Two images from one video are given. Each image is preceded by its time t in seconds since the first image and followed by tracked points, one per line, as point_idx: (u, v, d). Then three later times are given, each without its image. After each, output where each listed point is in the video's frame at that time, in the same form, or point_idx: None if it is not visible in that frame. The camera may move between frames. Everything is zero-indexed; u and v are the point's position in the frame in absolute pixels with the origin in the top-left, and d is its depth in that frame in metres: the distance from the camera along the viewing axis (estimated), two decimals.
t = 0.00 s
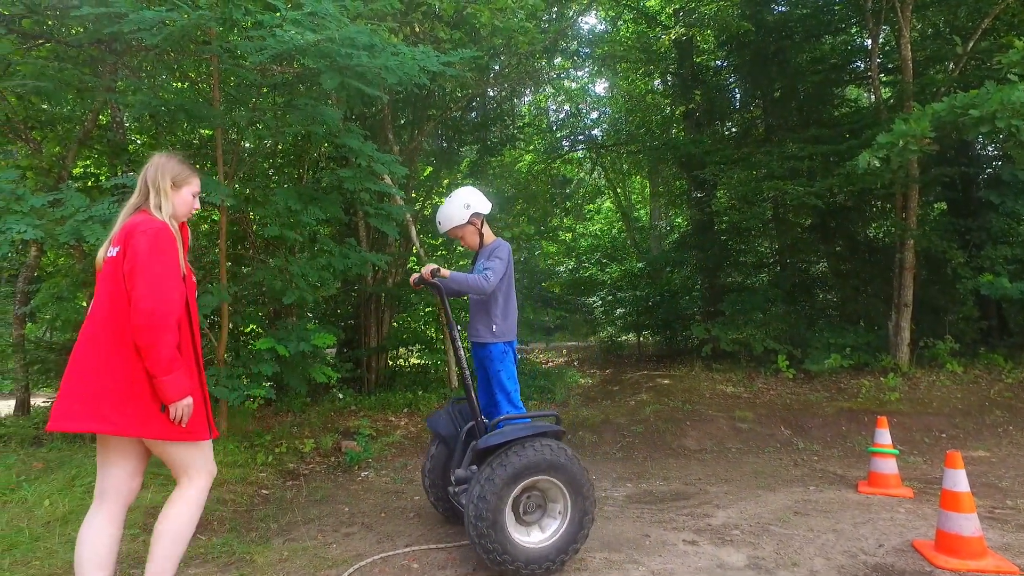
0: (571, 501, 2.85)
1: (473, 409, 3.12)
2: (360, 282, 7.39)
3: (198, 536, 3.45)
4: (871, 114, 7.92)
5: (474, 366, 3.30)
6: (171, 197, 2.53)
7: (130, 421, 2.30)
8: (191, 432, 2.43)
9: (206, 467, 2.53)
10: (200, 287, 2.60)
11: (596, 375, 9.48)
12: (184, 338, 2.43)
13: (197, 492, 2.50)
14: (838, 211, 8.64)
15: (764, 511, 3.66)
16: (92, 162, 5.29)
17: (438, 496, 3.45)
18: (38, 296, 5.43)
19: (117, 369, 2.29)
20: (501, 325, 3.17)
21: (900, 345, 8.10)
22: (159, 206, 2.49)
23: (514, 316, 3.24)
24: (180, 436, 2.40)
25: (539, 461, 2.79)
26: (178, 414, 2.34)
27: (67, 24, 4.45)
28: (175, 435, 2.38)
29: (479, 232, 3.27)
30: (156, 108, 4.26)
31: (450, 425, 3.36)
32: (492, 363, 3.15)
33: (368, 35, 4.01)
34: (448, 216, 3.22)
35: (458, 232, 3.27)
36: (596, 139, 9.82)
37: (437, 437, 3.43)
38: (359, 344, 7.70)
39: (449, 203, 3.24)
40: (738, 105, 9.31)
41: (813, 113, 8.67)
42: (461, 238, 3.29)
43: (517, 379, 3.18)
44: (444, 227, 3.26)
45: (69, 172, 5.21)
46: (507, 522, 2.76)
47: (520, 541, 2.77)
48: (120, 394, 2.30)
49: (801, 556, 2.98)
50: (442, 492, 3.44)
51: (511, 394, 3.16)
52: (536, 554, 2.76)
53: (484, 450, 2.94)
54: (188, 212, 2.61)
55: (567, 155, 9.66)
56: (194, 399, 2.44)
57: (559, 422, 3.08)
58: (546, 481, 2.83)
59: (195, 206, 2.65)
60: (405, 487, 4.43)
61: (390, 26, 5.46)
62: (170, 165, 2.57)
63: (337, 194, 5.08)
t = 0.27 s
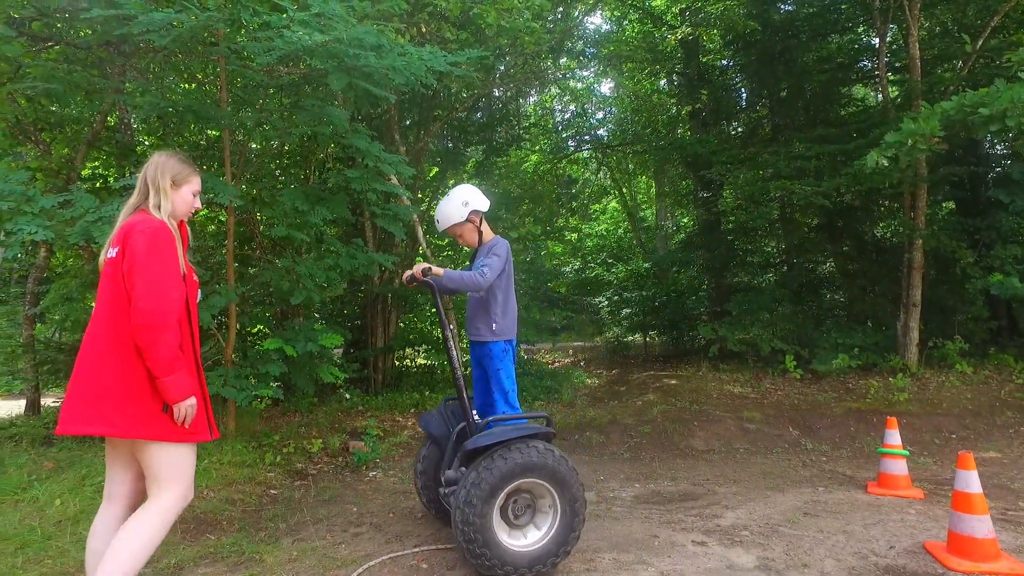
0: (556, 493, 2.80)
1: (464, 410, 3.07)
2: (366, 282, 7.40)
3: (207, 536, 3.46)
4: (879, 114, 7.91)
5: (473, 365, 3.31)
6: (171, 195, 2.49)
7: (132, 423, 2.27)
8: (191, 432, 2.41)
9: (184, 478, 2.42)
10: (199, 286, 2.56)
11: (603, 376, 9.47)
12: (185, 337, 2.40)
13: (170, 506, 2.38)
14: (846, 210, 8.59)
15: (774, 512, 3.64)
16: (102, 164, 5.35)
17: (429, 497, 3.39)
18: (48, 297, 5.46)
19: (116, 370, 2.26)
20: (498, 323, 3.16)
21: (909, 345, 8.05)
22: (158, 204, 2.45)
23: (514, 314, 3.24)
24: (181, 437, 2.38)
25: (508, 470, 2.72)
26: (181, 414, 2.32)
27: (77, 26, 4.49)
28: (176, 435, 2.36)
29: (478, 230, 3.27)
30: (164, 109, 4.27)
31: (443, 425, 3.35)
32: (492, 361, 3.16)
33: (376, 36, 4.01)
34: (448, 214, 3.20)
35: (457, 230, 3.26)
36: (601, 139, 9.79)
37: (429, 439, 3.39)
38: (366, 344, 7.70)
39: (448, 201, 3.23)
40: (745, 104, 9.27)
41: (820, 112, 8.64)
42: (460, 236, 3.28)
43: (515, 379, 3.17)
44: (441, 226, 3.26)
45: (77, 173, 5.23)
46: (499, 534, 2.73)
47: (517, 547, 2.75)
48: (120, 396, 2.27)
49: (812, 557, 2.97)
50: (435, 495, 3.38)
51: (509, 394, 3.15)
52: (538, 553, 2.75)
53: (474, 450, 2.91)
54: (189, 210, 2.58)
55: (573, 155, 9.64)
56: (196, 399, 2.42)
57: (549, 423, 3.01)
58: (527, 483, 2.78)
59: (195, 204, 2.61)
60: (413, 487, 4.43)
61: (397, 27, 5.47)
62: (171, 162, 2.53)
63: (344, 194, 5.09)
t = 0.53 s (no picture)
0: (556, 489, 2.79)
1: (464, 411, 3.03)
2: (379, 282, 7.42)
3: (223, 534, 3.49)
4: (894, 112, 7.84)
5: (477, 364, 3.30)
6: (177, 191, 2.40)
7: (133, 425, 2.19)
8: (194, 433, 2.33)
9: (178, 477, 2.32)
10: (207, 284, 2.47)
11: (616, 376, 9.44)
12: (188, 336, 2.31)
13: (162, 506, 2.28)
14: (861, 209, 8.51)
15: (789, 513, 3.61)
16: (118, 165, 5.38)
17: (423, 496, 3.39)
18: (66, 298, 5.53)
19: (117, 371, 2.19)
20: (502, 324, 3.16)
21: (926, 345, 7.95)
22: (163, 201, 2.36)
23: (518, 313, 3.24)
24: (184, 438, 2.30)
25: (505, 478, 2.68)
26: (182, 416, 2.22)
27: (94, 29, 4.56)
28: (179, 437, 2.28)
29: (481, 227, 3.25)
30: (180, 111, 4.32)
31: (437, 425, 3.33)
32: (497, 361, 3.16)
33: (388, 36, 4.02)
34: (449, 213, 3.16)
35: (459, 228, 3.22)
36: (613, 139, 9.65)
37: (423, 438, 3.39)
38: (379, 344, 7.74)
39: (449, 198, 3.19)
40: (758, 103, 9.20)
41: (834, 109, 8.56)
42: (462, 234, 3.25)
43: (518, 379, 3.17)
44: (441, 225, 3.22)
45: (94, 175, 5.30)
46: (509, 540, 2.72)
47: (529, 549, 2.75)
48: (121, 397, 2.19)
49: (828, 559, 2.94)
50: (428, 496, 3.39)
51: (514, 393, 3.16)
52: (550, 550, 2.76)
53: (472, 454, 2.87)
54: (196, 206, 2.49)
55: (585, 155, 9.61)
56: (199, 400, 2.32)
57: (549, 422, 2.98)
58: (526, 486, 2.75)
59: (204, 200, 2.52)
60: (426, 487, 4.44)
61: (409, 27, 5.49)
62: (179, 157, 2.44)
63: (357, 195, 5.10)
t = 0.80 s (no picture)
0: (556, 486, 2.77)
1: (462, 413, 2.99)
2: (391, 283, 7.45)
3: (237, 533, 3.51)
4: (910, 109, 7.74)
5: (477, 365, 3.29)
6: (185, 188, 2.37)
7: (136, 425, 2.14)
8: (198, 434, 2.26)
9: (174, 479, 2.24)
10: (215, 281, 2.41)
11: (628, 376, 9.40)
12: (192, 335, 2.25)
13: (157, 506, 2.20)
14: (876, 207, 8.42)
15: (805, 514, 3.57)
16: (133, 168, 5.36)
17: (415, 502, 3.30)
18: (83, 299, 5.60)
19: (120, 370, 2.14)
20: (503, 324, 3.15)
21: (943, 345, 7.85)
22: (170, 197, 2.32)
23: (519, 313, 3.24)
24: (188, 439, 2.23)
25: (504, 489, 2.64)
26: (184, 417, 2.15)
27: (110, 33, 4.62)
28: (183, 438, 2.22)
29: (482, 227, 3.25)
30: (194, 113, 4.36)
31: (432, 427, 3.29)
32: (498, 361, 3.15)
33: (400, 37, 4.03)
34: (450, 211, 3.16)
35: (461, 228, 3.22)
36: (624, 138, 9.71)
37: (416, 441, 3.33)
38: (391, 344, 7.77)
39: (450, 197, 3.19)
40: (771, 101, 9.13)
41: (848, 107, 8.48)
42: (464, 233, 3.25)
43: (519, 380, 3.15)
44: (441, 224, 3.22)
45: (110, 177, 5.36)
46: (516, 546, 2.71)
47: (538, 549, 2.74)
48: (124, 397, 2.14)
49: (845, 561, 2.90)
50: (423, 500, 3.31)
51: (514, 394, 3.13)
52: (559, 548, 2.76)
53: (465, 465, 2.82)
54: (204, 204, 2.45)
55: (596, 155, 9.59)
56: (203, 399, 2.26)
57: (543, 421, 2.92)
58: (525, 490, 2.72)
59: (212, 198, 2.48)
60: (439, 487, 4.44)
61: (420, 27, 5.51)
62: (187, 154, 2.41)
63: (369, 195, 5.12)
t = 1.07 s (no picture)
0: (550, 485, 2.75)
1: (456, 415, 2.96)
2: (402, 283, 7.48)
3: (250, 533, 3.54)
4: (924, 106, 7.66)
5: (471, 365, 3.27)
6: (195, 184, 2.27)
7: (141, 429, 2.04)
8: (205, 437, 2.17)
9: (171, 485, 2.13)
10: (223, 281, 2.32)
11: (639, 376, 9.38)
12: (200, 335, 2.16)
13: (147, 510, 2.07)
14: (889, 206, 8.34)
15: (818, 516, 3.55)
16: (147, 170, 5.49)
17: (408, 502, 3.27)
18: (99, 300, 5.66)
19: (125, 372, 2.05)
20: (497, 324, 3.14)
21: (958, 345, 7.76)
22: (179, 194, 2.23)
23: (514, 314, 3.23)
24: (194, 442, 2.14)
25: (497, 501, 2.61)
26: (193, 419, 2.07)
27: (126, 37, 4.70)
28: (189, 441, 2.13)
29: (478, 227, 3.24)
30: (207, 116, 4.40)
31: (424, 430, 3.19)
32: (493, 362, 3.13)
33: (410, 38, 4.04)
34: (447, 210, 3.14)
35: (457, 227, 3.21)
36: (635, 138, 9.64)
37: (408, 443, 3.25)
38: (402, 345, 7.79)
39: (447, 196, 3.17)
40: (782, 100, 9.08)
41: (860, 105, 8.41)
42: (459, 233, 3.23)
43: (512, 382, 3.13)
44: (438, 222, 3.20)
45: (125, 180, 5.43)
46: (520, 552, 2.69)
47: (542, 550, 2.73)
48: (129, 399, 2.04)
49: (859, 564, 2.88)
50: (416, 502, 3.27)
51: (509, 396, 3.11)
52: (563, 544, 2.75)
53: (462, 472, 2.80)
54: (213, 203, 2.37)
55: (607, 155, 9.57)
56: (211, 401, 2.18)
57: (529, 423, 2.87)
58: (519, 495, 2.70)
59: (222, 196, 2.39)
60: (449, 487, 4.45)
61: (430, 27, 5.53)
62: (198, 150, 2.31)
63: (380, 196, 5.13)
